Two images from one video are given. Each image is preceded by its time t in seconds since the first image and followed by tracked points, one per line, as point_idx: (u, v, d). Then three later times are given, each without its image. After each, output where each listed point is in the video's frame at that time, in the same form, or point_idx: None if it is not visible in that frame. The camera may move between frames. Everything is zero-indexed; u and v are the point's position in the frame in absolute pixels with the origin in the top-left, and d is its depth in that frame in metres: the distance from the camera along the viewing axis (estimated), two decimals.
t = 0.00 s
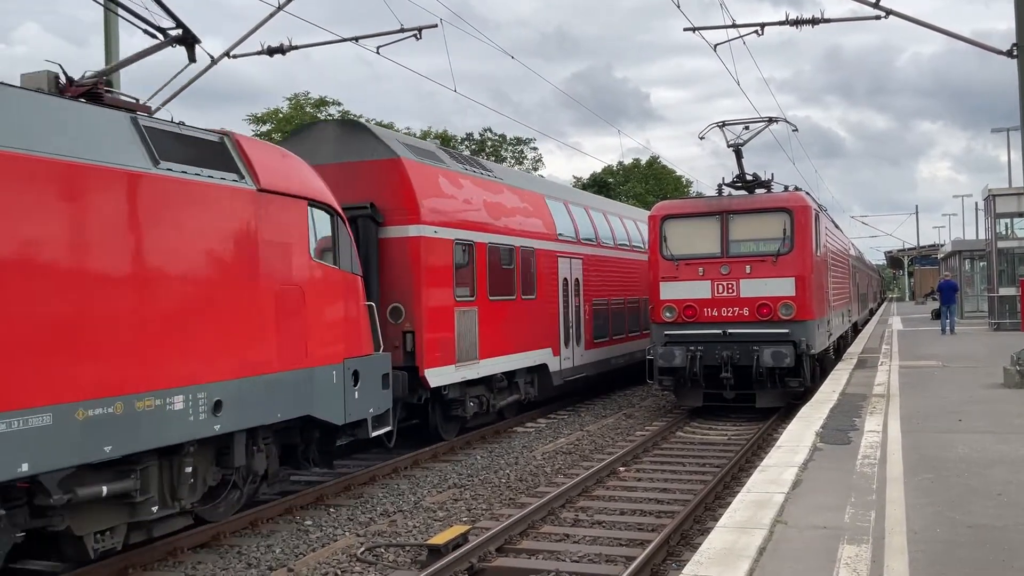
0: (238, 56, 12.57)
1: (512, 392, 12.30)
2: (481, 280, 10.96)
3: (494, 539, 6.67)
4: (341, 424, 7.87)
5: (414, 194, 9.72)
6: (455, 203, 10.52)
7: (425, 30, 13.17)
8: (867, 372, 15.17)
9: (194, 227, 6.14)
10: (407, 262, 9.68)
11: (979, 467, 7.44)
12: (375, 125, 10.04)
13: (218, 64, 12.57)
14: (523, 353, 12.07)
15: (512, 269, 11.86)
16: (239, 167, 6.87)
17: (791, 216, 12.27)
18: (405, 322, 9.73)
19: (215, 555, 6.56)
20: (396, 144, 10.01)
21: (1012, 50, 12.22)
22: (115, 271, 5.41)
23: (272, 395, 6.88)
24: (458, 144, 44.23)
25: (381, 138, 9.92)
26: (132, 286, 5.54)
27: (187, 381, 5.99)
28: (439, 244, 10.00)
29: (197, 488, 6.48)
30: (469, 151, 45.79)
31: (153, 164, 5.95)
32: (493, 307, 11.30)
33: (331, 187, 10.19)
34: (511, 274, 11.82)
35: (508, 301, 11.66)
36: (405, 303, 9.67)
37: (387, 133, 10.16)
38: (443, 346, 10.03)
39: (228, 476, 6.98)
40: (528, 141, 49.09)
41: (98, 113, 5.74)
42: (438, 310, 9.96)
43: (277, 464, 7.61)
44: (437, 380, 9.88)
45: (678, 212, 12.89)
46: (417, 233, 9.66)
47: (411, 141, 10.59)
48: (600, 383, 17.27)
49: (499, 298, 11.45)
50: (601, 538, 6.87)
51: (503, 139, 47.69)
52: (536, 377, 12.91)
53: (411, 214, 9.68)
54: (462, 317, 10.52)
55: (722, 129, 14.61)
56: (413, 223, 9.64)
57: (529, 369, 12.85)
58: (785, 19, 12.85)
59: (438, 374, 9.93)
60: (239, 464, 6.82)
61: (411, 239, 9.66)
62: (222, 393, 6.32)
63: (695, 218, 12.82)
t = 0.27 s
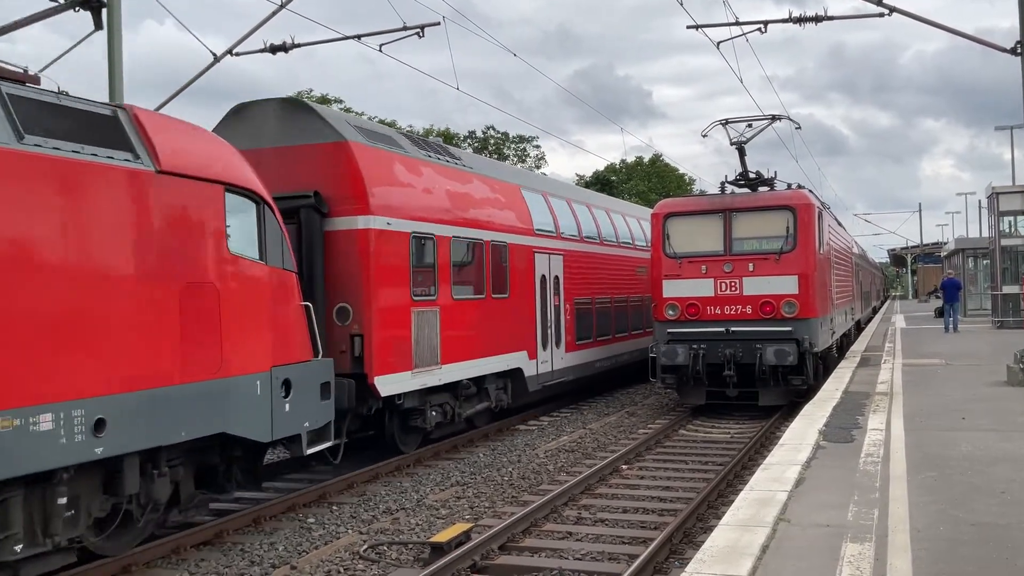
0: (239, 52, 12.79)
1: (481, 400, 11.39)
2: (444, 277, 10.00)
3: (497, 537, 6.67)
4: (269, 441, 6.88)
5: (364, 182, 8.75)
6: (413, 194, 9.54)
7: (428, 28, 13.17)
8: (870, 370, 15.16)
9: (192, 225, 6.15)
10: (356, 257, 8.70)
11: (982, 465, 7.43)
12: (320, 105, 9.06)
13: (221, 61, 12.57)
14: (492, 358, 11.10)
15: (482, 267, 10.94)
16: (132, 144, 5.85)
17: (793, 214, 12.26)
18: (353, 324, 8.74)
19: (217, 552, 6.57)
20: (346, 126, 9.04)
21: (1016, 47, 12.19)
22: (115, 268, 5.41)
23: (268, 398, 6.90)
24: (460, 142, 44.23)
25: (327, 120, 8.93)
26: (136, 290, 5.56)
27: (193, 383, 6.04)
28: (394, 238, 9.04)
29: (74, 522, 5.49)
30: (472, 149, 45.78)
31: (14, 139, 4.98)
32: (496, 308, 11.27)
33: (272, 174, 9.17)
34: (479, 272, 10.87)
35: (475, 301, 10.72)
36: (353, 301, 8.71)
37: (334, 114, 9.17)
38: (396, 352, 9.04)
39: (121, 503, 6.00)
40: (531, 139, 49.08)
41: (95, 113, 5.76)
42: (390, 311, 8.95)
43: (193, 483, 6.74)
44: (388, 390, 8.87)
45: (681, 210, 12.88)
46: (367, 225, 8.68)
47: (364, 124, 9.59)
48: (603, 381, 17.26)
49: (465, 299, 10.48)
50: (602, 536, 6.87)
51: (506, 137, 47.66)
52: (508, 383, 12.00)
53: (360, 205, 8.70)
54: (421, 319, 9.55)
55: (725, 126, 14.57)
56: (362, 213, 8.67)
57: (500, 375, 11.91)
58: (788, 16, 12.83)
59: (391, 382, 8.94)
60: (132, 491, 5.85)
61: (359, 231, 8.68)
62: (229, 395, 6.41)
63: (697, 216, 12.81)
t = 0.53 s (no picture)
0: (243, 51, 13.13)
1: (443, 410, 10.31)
2: (396, 274, 8.97)
3: (499, 535, 6.67)
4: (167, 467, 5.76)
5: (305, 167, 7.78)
6: (357, 179, 8.48)
7: (431, 26, 13.18)
8: (872, 368, 15.15)
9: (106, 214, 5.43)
10: (288, 252, 7.68)
11: (985, 463, 7.42)
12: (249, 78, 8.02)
13: (223, 59, 12.57)
14: (452, 364, 10.04)
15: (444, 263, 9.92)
16: None
17: (796, 212, 12.24)
18: (285, 327, 7.74)
19: (220, 550, 6.58)
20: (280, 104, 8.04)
21: (1020, 45, 12.16)
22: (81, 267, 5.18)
23: (170, 411, 5.84)
24: (463, 140, 44.24)
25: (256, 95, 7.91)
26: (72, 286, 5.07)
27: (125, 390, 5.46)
28: (333, 229, 7.99)
29: None
30: (474, 147, 45.78)
31: None
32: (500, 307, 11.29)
33: (195, 156, 8.11)
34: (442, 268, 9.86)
35: (434, 300, 9.67)
36: (285, 301, 7.70)
37: (265, 89, 8.15)
38: (333, 359, 7.99)
39: None
40: (534, 137, 49.07)
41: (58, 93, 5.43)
42: (325, 311, 7.90)
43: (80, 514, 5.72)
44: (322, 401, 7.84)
45: (683, 208, 12.87)
46: (302, 213, 7.64)
47: (302, 102, 8.54)
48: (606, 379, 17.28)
49: (423, 298, 9.44)
50: (605, 534, 6.88)
51: (509, 135, 47.64)
52: (475, 390, 11.00)
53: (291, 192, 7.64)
54: (367, 321, 8.51)
55: (728, 124, 14.55)
56: (294, 201, 7.63)
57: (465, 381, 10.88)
58: (791, 14, 12.82)
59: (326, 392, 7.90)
60: (32, 532, 5.19)
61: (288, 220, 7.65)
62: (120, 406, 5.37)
63: (700, 213, 12.79)
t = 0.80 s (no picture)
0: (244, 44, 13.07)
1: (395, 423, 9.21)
2: (335, 271, 7.91)
3: (501, 533, 6.66)
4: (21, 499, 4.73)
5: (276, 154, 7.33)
6: (288, 162, 7.45)
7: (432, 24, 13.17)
8: (875, 365, 15.16)
9: None
10: (196, 246, 6.62)
11: (988, 461, 7.41)
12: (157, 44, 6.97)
13: (226, 57, 12.56)
14: (404, 372, 8.97)
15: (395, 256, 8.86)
16: None
17: (799, 209, 12.23)
18: (194, 333, 6.67)
19: (223, 546, 6.59)
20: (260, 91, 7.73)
21: None
22: None
23: (31, 431, 4.82)
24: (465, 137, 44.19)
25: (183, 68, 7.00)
26: None
27: None
28: (255, 218, 6.97)
29: None
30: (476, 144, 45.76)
31: None
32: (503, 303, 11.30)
33: (94, 135, 7.05)
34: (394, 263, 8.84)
35: (382, 300, 8.61)
36: (193, 303, 6.64)
37: (176, 58, 7.07)
38: (254, 369, 6.92)
39: None
40: (537, 134, 49.04)
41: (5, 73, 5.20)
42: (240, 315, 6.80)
43: None
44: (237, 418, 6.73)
45: (685, 205, 12.85)
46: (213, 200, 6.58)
47: (222, 73, 7.44)
48: (608, 377, 17.27)
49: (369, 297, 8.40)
50: (607, 532, 6.88)
51: (511, 132, 47.59)
52: (434, 399, 9.93)
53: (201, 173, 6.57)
54: (298, 325, 7.45)
55: (731, 121, 14.52)
56: (203, 186, 6.58)
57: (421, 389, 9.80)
58: (794, 11, 12.79)
59: (243, 407, 6.80)
60: None
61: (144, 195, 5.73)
62: None
63: (702, 211, 12.78)
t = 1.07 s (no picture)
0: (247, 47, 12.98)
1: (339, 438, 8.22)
2: (252, 268, 6.90)
3: (503, 531, 6.67)
4: None
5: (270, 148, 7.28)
6: (190, 140, 6.45)
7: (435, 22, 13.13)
8: (877, 364, 15.15)
9: None
10: (68, 236, 5.58)
11: (991, 460, 7.41)
12: None
13: (228, 56, 12.56)
14: (339, 382, 7.87)
15: (332, 253, 7.87)
16: None
17: (801, 208, 12.22)
18: (65, 339, 5.62)
19: (225, 545, 6.59)
20: (264, 90, 7.74)
21: None
22: None
23: None
24: (467, 136, 44.17)
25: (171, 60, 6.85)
26: None
27: None
28: (142, 203, 5.94)
29: None
30: (479, 143, 45.77)
31: None
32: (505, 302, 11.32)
33: None
34: (333, 260, 7.87)
35: (315, 299, 7.61)
36: (63, 304, 5.60)
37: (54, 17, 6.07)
38: (146, 379, 5.90)
39: None
40: (539, 133, 49.02)
41: None
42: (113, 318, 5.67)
43: None
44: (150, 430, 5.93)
45: (687, 204, 12.84)
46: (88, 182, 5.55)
47: (107, 35, 6.37)
48: (610, 375, 17.27)
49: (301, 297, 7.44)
50: (609, 530, 6.88)
51: (513, 131, 47.57)
52: (380, 411, 8.87)
53: (127, 156, 5.87)
54: (205, 328, 6.43)
55: (733, 120, 14.52)
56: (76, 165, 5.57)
57: (368, 401, 8.76)
58: (797, 9, 12.78)
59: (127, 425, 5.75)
60: None
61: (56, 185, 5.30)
62: None
63: (704, 209, 12.77)
